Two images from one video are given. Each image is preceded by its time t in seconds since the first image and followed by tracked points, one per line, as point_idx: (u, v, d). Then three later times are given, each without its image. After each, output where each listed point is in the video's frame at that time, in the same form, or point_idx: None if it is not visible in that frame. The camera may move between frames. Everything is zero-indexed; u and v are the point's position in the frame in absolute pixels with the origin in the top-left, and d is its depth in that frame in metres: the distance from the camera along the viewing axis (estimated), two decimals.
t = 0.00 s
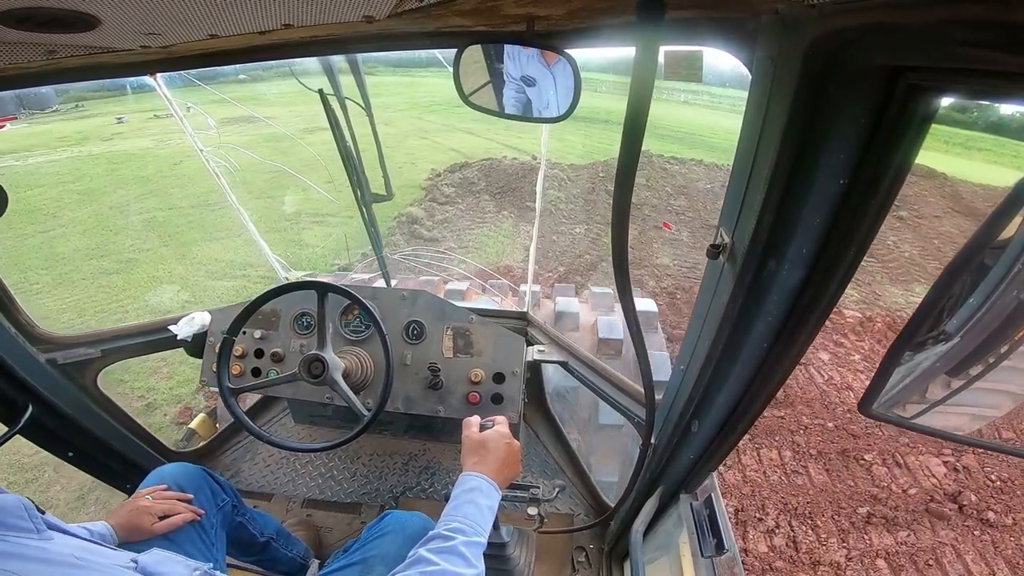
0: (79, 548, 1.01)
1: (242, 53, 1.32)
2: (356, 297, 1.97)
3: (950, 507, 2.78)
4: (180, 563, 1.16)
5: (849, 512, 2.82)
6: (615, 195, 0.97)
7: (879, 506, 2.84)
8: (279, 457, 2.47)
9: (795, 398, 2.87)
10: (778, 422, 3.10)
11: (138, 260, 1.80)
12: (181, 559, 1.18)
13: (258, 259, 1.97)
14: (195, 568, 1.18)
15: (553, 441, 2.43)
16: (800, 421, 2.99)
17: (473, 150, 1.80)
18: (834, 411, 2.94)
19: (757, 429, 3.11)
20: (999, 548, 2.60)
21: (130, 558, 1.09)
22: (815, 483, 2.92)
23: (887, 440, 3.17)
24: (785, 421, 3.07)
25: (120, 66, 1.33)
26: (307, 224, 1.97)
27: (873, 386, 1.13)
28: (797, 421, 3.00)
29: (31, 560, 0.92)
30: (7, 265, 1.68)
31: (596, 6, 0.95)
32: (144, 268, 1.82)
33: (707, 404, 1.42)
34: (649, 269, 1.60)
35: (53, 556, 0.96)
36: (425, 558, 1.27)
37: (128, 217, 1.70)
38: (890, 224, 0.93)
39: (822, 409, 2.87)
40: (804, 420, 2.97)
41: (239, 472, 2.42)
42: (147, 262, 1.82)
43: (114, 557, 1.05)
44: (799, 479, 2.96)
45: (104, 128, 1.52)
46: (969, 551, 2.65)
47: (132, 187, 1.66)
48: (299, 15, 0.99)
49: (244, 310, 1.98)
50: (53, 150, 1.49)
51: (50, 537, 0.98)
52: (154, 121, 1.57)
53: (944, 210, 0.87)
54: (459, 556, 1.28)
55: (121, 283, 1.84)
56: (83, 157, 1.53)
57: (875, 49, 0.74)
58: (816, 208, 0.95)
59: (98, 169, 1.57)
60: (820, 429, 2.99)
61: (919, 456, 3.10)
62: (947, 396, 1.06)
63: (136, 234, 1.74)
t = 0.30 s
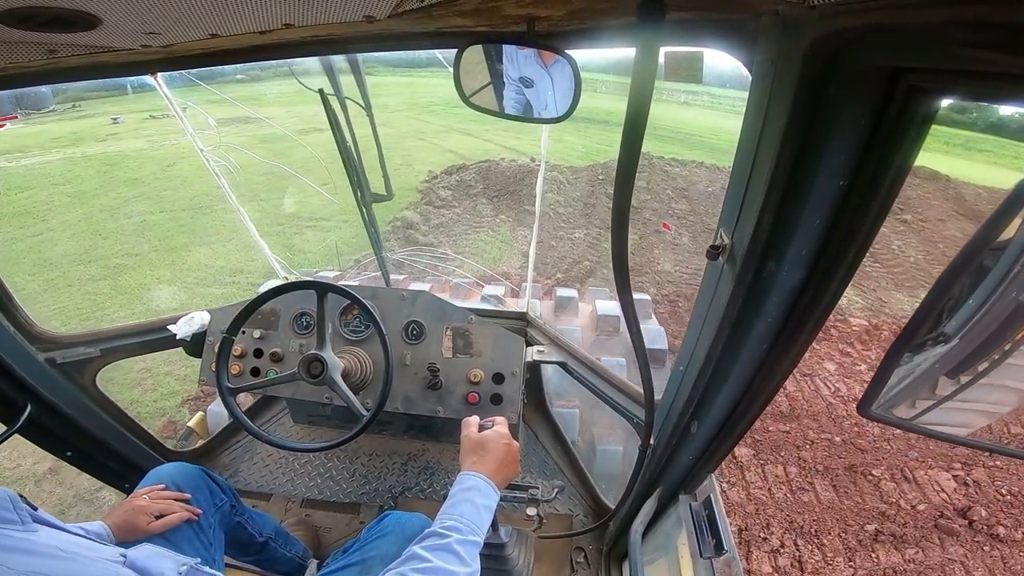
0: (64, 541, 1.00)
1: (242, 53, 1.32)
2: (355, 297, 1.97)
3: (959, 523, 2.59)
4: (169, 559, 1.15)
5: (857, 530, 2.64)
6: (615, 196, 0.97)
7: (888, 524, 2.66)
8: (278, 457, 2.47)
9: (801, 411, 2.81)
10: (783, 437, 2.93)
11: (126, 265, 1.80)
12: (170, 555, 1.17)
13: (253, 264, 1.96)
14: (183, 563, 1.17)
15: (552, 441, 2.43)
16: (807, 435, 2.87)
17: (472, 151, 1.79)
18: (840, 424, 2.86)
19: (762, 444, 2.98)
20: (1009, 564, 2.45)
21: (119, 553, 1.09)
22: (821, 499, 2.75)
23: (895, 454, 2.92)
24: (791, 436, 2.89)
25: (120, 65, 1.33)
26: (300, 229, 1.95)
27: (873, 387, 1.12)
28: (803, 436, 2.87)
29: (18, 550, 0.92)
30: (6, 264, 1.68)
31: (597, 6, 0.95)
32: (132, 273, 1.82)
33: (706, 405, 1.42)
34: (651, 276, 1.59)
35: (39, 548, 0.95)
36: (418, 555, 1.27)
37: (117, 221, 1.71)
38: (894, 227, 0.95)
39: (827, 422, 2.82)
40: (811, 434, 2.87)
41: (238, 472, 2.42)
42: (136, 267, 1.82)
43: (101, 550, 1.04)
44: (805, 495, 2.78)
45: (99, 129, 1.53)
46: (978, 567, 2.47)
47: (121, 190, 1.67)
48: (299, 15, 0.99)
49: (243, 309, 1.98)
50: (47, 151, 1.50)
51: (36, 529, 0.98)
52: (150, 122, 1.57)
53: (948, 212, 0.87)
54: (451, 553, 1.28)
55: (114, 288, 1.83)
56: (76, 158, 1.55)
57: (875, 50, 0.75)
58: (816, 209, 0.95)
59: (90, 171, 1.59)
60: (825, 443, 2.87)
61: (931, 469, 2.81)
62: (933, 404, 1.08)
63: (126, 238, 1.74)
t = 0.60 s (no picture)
0: (76, 537, 0.99)
1: (242, 52, 1.32)
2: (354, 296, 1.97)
3: (969, 537, 2.51)
4: (177, 556, 1.15)
5: (864, 546, 2.54)
6: (614, 197, 0.98)
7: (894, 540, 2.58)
8: (277, 456, 2.47)
9: (807, 424, 2.72)
10: (789, 450, 2.83)
11: (115, 270, 1.80)
12: (179, 552, 1.16)
13: (243, 270, 1.99)
14: (190, 559, 1.17)
15: (551, 440, 2.44)
16: (814, 449, 2.79)
17: (469, 151, 1.78)
18: (847, 437, 2.83)
19: (768, 459, 2.84)
20: None
21: (129, 549, 1.08)
22: (829, 515, 2.66)
23: (904, 467, 2.80)
24: (797, 450, 2.80)
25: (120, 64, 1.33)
26: (294, 233, 1.94)
27: (871, 388, 1.13)
28: (810, 449, 2.79)
29: (30, 545, 0.91)
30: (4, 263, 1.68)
31: (597, 6, 0.95)
32: (120, 279, 1.83)
33: (705, 405, 1.42)
34: (651, 281, 1.58)
35: (49, 542, 0.94)
36: (421, 556, 1.26)
37: (107, 225, 1.70)
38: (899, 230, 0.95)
39: (835, 435, 2.80)
40: (818, 448, 2.79)
41: (237, 471, 2.42)
42: (125, 273, 1.82)
43: (112, 546, 1.03)
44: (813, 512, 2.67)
45: (95, 130, 1.53)
46: None
47: (113, 193, 1.65)
48: (299, 15, 0.99)
49: (242, 308, 1.98)
50: (41, 151, 1.50)
51: (49, 524, 0.97)
52: (146, 123, 1.57)
53: (952, 215, 0.86)
54: (455, 553, 1.28)
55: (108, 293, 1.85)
56: (70, 159, 1.55)
57: (875, 50, 0.75)
58: (816, 209, 0.96)
59: (82, 173, 1.58)
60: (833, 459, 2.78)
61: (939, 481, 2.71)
62: (945, 396, 1.05)
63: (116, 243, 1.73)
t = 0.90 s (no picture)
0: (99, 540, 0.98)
1: (244, 53, 1.32)
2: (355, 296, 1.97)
3: (980, 550, 2.30)
4: (192, 559, 1.13)
5: (873, 563, 2.36)
6: (615, 197, 0.97)
7: (905, 557, 2.40)
8: (278, 456, 2.47)
9: (815, 437, 2.61)
10: (795, 464, 2.71)
11: (104, 277, 1.87)
12: (194, 555, 1.15)
13: (235, 276, 2.06)
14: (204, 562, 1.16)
15: (552, 440, 2.43)
16: (821, 462, 2.68)
17: (469, 154, 1.80)
18: (855, 450, 2.70)
19: (774, 473, 2.71)
20: None
21: (146, 553, 1.06)
22: (837, 531, 2.50)
23: (913, 480, 2.58)
24: (804, 463, 2.69)
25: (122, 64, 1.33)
26: (296, 233, 1.96)
27: (874, 388, 1.12)
28: (817, 463, 2.69)
29: (57, 547, 0.90)
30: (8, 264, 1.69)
31: (597, 6, 0.95)
32: (111, 286, 1.89)
33: (706, 405, 1.42)
34: (654, 287, 1.59)
35: (72, 544, 0.92)
36: (429, 557, 1.26)
37: (99, 229, 1.74)
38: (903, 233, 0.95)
39: (841, 447, 2.70)
40: (825, 462, 2.68)
41: (238, 471, 2.42)
42: (115, 280, 1.89)
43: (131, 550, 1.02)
44: (819, 527, 2.52)
45: (92, 130, 1.55)
46: None
47: (108, 196, 1.70)
48: (301, 15, 0.99)
49: (243, 309, 1.98)
50: (34, 154, 1.51)
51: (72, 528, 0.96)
52: (142, 124, 1.60)
53: (957, 218, 0.85)
54: (462, 554, 1.28)
55: (103, 295, 1.90)
56: (64, 161, 1.58)
57: (876, 50, 0.75)
58: (817, 210, 0.95)
59: (76, 175, 1.61)
60: (842, 472, 2.64)
61: (950, 493, 2.44)
62: (957, 391, 1.02)
63: (107, 247, 1.78)
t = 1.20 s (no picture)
0: (82, 551, 0.98)
1: (242, 53, 1.32)
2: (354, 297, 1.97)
3: (993, 567, 2.13)
4: (181, 565, 1.14)
5: None
6: (615, 198, 0.97)
7: None
8: (277, 457, 2.47)
9: (824, 451, 2.62)
10: (804, 481, 2.64)
11: (93, 285, 1.82)
12: (183, 561, 1.15)
13: (225, 284, 2.07)
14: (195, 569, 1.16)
15: (551, 440, 2.43)
16: (831, 478, 2.57)
17: (467, 155, 1.79)
18: (864, 465, 2.59)
19: (781, 490, 2.64)
20: None
21: (133, 560, 1.07)
22: (846, 549, 2.35)
23: (924, 494, 2.39)
24: (812, 480, 2.62)
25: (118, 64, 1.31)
26: (296, 233, 1.96)
27: (872, 388, 1.12)
28: (826, 479, 2.58)
29: (36, 558, 0.90)
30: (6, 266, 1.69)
31: (596, 6, 0.95)
32: (99, 294, 1.84)
33: (705, 405, 1.42)
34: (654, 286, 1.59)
35: (57, 556, 0.93)
36: (426, 558, 1.26)
37: (88, 233, 1.71)
38: (902, 232, 0.95)
39: (851, 462, 2.59)
40: (835, 477, 2.57)
41: (237, 472, 2.42)
42: (104, 288, 1.85)
43: (115, 558, 1.02)
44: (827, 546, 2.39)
45: (87, 130, 1.53)
46: None
47: (101, 200, 1.67)
48: (299, 16, 0.99)
49: (242, 310, 1.98)
50: (29, 155, 1.51)
51: (55, 539, 0.96)
52: (138, 125, 1.60)
53: (963, 220, 0.83)
54: (460, 555, 1.28)
55: (99, 297, 1.85)
56: (58, 163, 1.55)
57: (874, 50, 0.75)
58: (815, 210, 0.96)
59: (68, 178, 1.57)
60: (851, 487, 2.52)
61: (963, 507, 2.28)
62: (945, 396, 1.06)
63: (96, 253, 1.74)
